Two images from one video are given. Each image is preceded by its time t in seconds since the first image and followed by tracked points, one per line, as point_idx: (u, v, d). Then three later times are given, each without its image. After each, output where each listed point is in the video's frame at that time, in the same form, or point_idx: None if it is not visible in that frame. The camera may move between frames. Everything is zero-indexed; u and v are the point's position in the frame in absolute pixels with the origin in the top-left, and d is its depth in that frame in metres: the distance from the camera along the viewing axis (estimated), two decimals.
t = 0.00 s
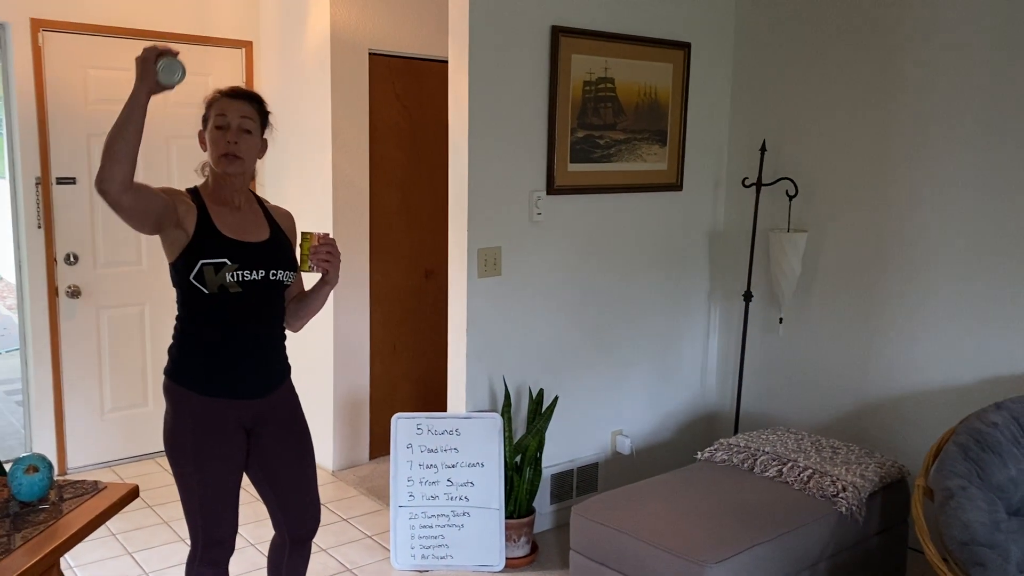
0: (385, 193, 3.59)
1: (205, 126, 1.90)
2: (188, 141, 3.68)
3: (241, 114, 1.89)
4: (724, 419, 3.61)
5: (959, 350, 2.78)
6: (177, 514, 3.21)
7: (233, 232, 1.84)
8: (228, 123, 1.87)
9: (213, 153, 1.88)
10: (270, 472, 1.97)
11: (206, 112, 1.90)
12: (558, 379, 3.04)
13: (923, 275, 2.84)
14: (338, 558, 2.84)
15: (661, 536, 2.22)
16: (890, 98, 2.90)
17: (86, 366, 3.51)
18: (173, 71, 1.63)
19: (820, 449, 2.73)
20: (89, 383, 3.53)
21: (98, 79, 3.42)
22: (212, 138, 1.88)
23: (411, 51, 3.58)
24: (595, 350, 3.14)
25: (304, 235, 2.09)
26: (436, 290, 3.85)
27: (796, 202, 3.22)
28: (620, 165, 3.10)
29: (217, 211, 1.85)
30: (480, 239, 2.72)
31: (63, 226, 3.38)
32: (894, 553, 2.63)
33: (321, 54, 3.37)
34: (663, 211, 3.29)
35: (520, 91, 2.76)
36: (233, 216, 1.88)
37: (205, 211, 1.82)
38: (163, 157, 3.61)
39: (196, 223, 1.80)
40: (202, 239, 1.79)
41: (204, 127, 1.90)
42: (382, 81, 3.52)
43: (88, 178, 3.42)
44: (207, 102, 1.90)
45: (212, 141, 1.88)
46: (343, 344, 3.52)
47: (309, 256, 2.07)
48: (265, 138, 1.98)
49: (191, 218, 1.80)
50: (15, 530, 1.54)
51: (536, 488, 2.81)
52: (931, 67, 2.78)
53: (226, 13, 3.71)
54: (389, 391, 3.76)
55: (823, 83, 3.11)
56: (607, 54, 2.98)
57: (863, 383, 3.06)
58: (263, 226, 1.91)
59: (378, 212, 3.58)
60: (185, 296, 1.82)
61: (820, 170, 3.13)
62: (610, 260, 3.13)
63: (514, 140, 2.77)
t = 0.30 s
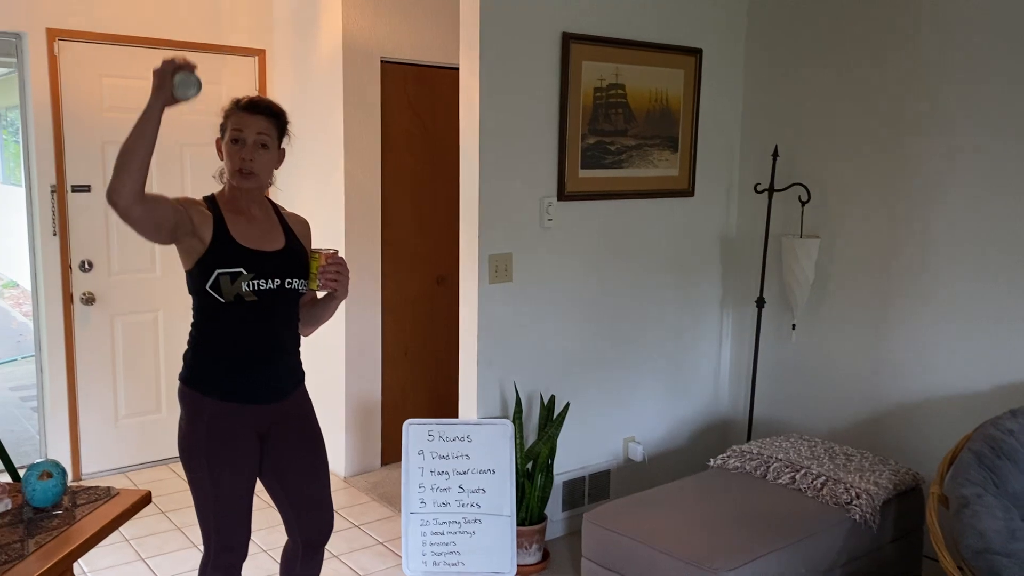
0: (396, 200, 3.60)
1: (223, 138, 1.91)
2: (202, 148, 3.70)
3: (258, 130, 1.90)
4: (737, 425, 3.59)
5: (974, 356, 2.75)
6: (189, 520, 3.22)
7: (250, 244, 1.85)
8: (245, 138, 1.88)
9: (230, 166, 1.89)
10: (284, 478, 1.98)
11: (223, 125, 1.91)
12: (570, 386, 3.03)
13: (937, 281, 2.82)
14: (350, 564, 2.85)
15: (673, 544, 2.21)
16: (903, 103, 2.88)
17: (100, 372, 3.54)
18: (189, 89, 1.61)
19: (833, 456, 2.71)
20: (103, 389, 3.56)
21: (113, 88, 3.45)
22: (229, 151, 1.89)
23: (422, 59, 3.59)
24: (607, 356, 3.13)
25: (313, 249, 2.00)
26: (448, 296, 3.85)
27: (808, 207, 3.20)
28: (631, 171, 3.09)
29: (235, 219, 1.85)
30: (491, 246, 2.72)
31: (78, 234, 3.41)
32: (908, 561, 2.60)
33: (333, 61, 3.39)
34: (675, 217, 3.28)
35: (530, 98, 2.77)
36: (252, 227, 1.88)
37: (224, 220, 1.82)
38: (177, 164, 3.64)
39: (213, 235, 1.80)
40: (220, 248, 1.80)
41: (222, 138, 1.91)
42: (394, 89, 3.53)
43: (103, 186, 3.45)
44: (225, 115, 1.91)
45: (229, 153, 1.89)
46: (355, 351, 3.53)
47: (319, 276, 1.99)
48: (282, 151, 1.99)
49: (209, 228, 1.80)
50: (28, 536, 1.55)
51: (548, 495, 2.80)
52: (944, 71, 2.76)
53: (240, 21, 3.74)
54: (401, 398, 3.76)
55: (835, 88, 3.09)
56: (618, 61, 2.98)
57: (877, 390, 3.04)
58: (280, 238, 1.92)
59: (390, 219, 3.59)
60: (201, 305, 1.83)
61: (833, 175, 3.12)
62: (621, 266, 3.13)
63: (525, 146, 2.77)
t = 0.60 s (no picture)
0: (410, 206, 3.60)
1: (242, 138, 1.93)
2: (217, 155, 3.72)
3: (276, 127, 1.92)
4: (753, 432, 3.56)
5: (993, 363, 2.71)
6: (204, 526, 3.22)
7: (267, 251, 1.84)
8: (262, 134, 1.90)
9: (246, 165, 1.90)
10: (300, 483, 1.97)
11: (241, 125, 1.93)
12: (584, 392, 3.01)
13: (956, 286, 2.79)
14: (363, 570, 2.84)
15: (689, 551, 2.19)
16: (920, 107, 2.86)
17: (115, 378, 3.55)
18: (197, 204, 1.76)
19: (851, 464, 2.68)
20: (119, 395, 3.57)
21: (129, 95, 3.47)
22: (245, 149, 1.90)
23: (436, 64, 3.59)
24: (621, 362, 3.11)
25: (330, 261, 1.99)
26: (462, 302, 3.85)
27: (824, 213, 3.18)
28: (646, 176, 3.08)
29: (251, 223, 1.85)
30: (505, 251, 2.72)
31: (94, 240, 3.43)
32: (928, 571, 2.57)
33: (347, 67, 3.40)
34: (690, 222, 3.26)
35: (544, 103, 2.76)
36: (269, 231, 1.88)
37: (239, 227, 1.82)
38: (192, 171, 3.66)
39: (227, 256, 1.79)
40: (237, 259, 1.80)
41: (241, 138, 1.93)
42: (407, 95, 3.53)
43: (119, 193, 3.48)
44: (243, 115, 1.94)
45: (248, 151, 1.90)
46: (369, 357, 3.53)
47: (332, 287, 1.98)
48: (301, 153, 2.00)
49: (223, 248, 1.79)
50: (45, 540, 1.56)
51: (563, 502, 2.79)
52: (961, 74, 2.74)
53: (255, 29, 3.76)
54: (415, 403, 3.76)
55: (851, 93, 3.07)
56: (632, 66, 2.97)
57: (894, 396, 3.00)
58: (297, 243, 1.91)
59: (403, 225, 3.59)
60: (220, 315, 1.83)
61: (849, 180, 3.10)
62: (635, 271, 3.11)
63: (538, 152, 2.77)
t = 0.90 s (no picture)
0: (425, 211, 3.61)
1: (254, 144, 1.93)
2: (234, 160, 3.74)
3: (289, 132, 1.92)
4: (769, 438, 3.54)
5: (1012, 369, 2.69)
6: (219, 530, 3.23)
7: (277, 261, 1.85)
8: (274, 141, 1.90)
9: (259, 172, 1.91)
10: (314, 486, 1.98)
11: (255, 132, 1.94)
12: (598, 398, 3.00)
13: (975, 292, 2.77)
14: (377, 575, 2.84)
15: (705, 558, 2.18)
16: (938, 111, 2.84)
17: (132, 381, 3.57)
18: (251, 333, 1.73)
19: (868, 470, 2.66)
20: (135, 399, 3.59)
21: (147, 101, 3.50)
22: (258, 156, 1.91)
23: (452, 70, 3.60)
24: (636, 368, 3.10)
25: (343, 298, 1.93)
26: (476, 307, 3.85)
27: (841, 218, 3.16)
28: (661, 181, 3.07)
29: (261, 231, 1.86)
30: (520, 256, 2.71)
31: (112, 245, 3.46)
32: None
33: (363, 73, 3.41)
34: (706, 227, 3.25)
35: (560, 108, 2.76)
36: (280, 240, 1.88)
37: (248, 236, 1.83)
38: (209, 176, 3.68)
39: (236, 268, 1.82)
40: (246, 271, 1.81)
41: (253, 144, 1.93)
42: (423, 100, 3.54)
43: (136, 198, 3.50)
44: (256, 122, 1.94)
45: (260, 157, 1.90)
46: (384, 361, 3.54)
47: (336, 323, 1.93)
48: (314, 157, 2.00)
49: (234, 261, 1.82)
50: (62, 543, 1.56)
51: (577, 508, 2.79)
52: (980, 78, 2.72)
53: (272, 35, 3.78)
54: (429, 408, 3.76)
55: (868, 96, 3.05)
56: (647, 71, 2.96)
57: (912, 403, 2.97)
58: (309, 250, 1.91)
59: (418, 230, 3.60)
60: (232, 326, 1.85)
61: (866, 186, 3.08)
62: (651, 276, 3.10)
63: (554, 156, 2.76)
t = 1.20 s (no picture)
0: (438, 216, 3.62)
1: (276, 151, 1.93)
2: (249, 164, 3.76)
3: (313, 145, 1.92)
4: (783, 445, 3.51)
5: None
6: (232, 533, 3.24)
7: (285, 269, 1.85)
8: (297, 151, 1.90)
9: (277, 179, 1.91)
10: (325, 490, 1.98)
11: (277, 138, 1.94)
12: (611, 404, 2.99)
13: (992, 299, 2.74)
14: None
15: (719, 566, 2.16)
16: (955, 116, 2.82)
17: (146, 384, 3.59)
18: (259, 380, 1.75)
19: (884, 478, 2.64)
20: (150, 402, 3.61)
21: (163, 106, 3.53)
22: (278, 163, 1.91)
23: (466, 75, 3.60)
24: (649, 374, 3.09)
25: (345, 328, 1.86)
26: (489, 312, 3.85)
27: (857, 223, 3.14)
28: (675, 186, 3.06)
29: (270, 238, 1.86)
30: (533, 261, 2.71)
31: (128, 249, 3.48)
32: None
33: (377, 77, 3.42)
34: (720, 232, 3.24)
35: (574, 113, 2.76)
36: (289, 246, 1.88)
37: (255, 245, 1.83)
38: (224, 180, 3.70)
39: (242, 274, 1.82)
40: (252, 279, 1.82)
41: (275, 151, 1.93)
42: (437, 105, 3.55)
43: (151, 202, 3.53)
44: (281, 129, 1.94)
45: (281, 165, 1.91)
46: (397, 366, 3.54)
47: (333, 347, 1.88)
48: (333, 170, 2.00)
49: (241, 267, 1.82)
50: (76, 546, 1.57)
51: (589, 513, 2.77)
52: (997, 84, 2.70)
53: (287, 40, 3.80)
54: (441, 413, 3.76)
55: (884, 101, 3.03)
56: (662, 76, 2.96)
57: (929, 411, 2.95)
58: (317, 258, 1.91)
59: (431, 234, 3.61)
60: (240, 330, 1.86)
61: (882, 191, 3.05)
62: (664, 282, 3.09)
63: (568, 162, 2.76)
